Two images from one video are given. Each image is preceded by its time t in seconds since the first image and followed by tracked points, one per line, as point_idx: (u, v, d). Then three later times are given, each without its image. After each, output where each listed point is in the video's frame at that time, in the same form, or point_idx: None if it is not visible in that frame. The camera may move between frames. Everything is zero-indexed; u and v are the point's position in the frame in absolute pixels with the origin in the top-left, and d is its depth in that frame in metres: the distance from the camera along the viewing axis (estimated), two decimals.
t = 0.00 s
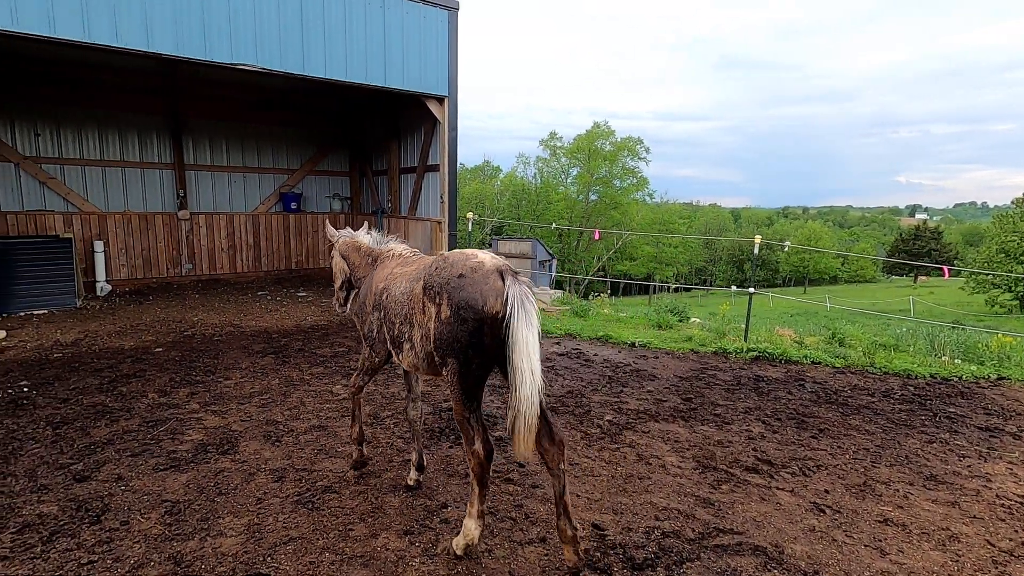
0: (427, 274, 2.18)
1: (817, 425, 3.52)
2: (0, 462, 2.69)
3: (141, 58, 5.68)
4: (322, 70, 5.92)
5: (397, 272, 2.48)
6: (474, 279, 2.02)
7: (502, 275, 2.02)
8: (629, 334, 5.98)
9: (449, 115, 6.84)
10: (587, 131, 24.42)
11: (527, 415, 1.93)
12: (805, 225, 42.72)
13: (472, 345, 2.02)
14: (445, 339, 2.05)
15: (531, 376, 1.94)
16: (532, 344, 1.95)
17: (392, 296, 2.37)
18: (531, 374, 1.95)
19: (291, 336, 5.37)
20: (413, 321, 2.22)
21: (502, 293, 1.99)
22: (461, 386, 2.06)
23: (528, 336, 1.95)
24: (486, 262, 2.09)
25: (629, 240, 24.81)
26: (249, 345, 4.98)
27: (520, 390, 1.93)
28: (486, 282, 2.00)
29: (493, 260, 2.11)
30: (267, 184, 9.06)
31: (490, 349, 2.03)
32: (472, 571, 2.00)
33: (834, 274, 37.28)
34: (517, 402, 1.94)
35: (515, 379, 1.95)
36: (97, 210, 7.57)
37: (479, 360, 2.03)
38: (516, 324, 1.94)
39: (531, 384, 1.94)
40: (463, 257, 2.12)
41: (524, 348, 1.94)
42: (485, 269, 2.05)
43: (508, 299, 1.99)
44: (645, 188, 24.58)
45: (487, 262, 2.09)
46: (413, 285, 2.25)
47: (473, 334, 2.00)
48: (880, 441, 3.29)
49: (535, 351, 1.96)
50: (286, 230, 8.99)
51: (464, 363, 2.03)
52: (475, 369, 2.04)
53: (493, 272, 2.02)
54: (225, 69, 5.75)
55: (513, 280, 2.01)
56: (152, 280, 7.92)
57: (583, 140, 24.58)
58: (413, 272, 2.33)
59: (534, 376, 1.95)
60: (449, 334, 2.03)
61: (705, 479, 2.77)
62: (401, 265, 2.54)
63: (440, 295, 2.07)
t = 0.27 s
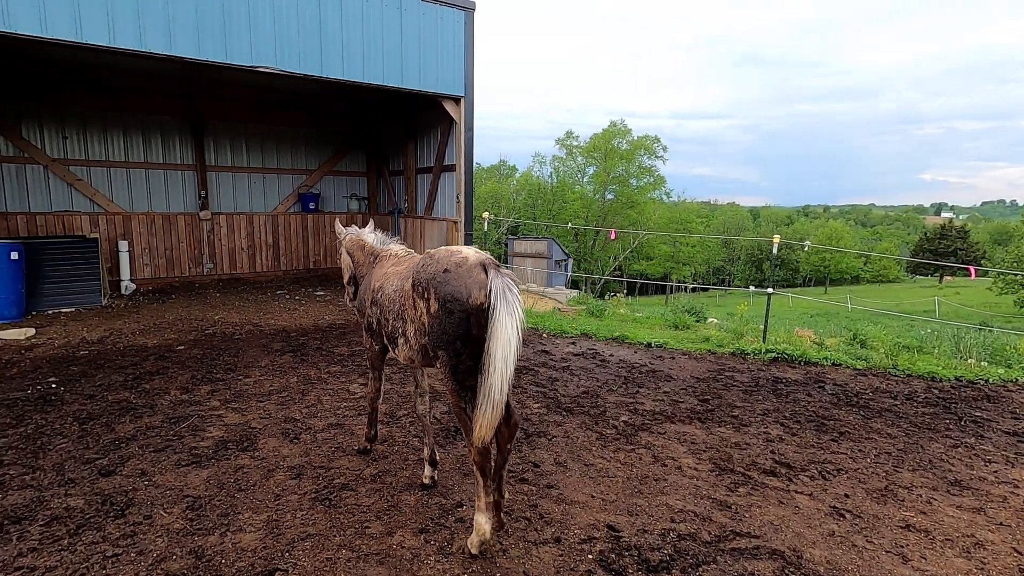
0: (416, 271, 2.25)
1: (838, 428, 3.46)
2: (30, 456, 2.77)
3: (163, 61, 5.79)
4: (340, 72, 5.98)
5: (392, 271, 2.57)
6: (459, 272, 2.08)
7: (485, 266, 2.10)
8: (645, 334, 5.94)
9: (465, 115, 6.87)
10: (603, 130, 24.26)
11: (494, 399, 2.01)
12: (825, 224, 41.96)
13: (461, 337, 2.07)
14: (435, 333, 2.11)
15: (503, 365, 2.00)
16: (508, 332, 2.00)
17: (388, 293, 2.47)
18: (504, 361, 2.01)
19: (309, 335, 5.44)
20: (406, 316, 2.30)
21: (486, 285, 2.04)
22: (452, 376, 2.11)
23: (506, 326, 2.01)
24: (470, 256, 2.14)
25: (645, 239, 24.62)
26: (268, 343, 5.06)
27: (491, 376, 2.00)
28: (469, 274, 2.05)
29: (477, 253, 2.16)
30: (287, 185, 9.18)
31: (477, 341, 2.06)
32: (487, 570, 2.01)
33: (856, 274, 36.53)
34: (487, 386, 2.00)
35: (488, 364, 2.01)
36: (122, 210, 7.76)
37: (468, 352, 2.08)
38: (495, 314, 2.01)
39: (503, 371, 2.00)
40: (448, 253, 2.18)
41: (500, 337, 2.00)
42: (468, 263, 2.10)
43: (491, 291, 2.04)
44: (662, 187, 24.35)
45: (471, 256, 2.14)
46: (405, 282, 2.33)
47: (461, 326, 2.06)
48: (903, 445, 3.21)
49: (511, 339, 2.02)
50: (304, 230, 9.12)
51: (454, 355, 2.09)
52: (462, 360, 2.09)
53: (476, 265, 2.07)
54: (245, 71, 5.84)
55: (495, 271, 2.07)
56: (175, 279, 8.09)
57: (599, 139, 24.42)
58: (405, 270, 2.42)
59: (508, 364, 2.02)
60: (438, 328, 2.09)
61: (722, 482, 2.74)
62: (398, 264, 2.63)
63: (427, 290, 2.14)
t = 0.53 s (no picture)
0: (401, 270, 2.35)
1: (847, 429, 3.42)
2: (41, 454, 2.80)
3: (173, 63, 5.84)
4: (347, 73, 6.00)
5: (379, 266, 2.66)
6: (440, 273, 2.17)
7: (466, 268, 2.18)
8: (653, 334, 5.91)
9: (471, 115, 6.88)
10: (611, 130, 24.19)
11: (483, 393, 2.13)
12: (835, 224, 41.62)
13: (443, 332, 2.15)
14: (420, 329, 2.22)
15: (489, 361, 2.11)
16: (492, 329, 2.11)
17: (375, 288, 2.56)
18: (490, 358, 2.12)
19: (317, 334, 5.46)
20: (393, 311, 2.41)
21: (466, 286, 2.13)
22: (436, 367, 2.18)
23: (489, 324, 2.10)
24: (452, 258, 2.23)
25: (653, 239, 24.54)
26: (276, 342, 5.09)
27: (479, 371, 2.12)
28: (451, 276, 2.15)
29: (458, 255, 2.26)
30: (295, 185, 9.23)
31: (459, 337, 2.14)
32: (493, 570, 2.00)
33: (867, 275, 36.19)
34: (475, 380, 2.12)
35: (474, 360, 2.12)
36: (132, 211, 7.83)
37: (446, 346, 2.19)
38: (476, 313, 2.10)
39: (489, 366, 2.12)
40: (430, 254, 2.27)
41: (483, 334, 2.10)
42: (450, 265, 2.18)
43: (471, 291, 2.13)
44: (669, 187, 24.24)
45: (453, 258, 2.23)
46: (391, 279, 2.42)
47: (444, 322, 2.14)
48: (913, 447, 3.18)
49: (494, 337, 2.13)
50: (312, 230, 9.20)
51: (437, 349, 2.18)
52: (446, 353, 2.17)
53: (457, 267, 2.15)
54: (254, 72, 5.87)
55: (477, 274, 2.17)
56: (184, 279, 8.16)
57: (607, 139, 24.35)
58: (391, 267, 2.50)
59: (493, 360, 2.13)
60: (422, 325, 2.19)
61: (729, 483, 2.72)
62: (384, 259, 2.74)
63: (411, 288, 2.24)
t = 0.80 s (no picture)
0: (396, 267, 2.47)
1: (862, 431, 3.38)
2: (59, 450, 2.84)
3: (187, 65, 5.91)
4: (359, 74, 6.04)
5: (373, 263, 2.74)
6: (434, 269, 2.30)
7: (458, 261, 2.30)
8: (664, 335, 5.88)
9: (482, 116, 6.88)
10: (621, 130, 24.11)
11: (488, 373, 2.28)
12: (847, 225, 41.21)
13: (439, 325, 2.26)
14: (417, 323, 2.32)
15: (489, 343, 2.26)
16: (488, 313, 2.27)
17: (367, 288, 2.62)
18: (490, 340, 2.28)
19: (328, 333, 5.49)
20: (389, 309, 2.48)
21: (459, 278, 2.27)
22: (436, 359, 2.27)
23: (484, 310, 2.26)
24: (443, 254, 2.36)
25: (662, 240, 24.44)
26: (289, 341, 5.13)
27: (481, 354, 2.26)
28: (445, 270, 2.28)
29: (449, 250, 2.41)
30: (306, 186, 9.30)
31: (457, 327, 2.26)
32: (506, 569, 2.00)
33: (879, 276, 35.80)
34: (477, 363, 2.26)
35: (475, 345, 2.27)
36: (147, 211, 7.92)
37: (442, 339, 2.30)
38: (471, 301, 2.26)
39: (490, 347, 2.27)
40: (423, 253, 2.40)
41: (480, 320, 2.25)
42: (443, 260, 2.32)
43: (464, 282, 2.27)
44: (679, 187, 24.13)
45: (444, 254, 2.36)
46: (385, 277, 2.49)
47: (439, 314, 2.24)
48: (930, 449, 3.13)
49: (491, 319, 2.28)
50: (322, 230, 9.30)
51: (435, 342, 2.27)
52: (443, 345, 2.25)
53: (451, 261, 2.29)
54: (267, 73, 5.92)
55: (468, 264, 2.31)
56: (197, 279, 8.25)
57: (616, 140, 24.26)
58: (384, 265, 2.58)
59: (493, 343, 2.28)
60: (419, 319, 2.30)
61: (742, 484, 2.70)
62: (380, 257, 2.88)
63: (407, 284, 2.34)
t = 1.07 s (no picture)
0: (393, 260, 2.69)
1: (877, 435, 3.34)
2: (78, 447, 2.89)
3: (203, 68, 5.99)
4: (372, 76, 6.09)
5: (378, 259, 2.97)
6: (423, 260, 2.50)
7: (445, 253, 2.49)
8: (675, 337, 5.86)
9: (494, 117, 6.90)
10: (632, 131, 24.00)
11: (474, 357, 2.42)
12: (862, 226, 40.69)
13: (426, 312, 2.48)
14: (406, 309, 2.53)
15: (471, 332, 2.40)
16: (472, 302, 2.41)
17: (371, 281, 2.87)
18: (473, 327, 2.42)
19: (341, 334, 5.54)
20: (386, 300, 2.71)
21: (445, 269, 2.45)
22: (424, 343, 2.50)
23: (467, 300, 2.41)
24: (435, 247, 2.55)
25: (674, 241, 24.30)
26: (301, 341, 5.17)
27: (464, 341, 2.41)
28: (433, 261, 2.48)
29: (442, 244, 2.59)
30: (319, 187, 9.38)
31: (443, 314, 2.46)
32: (517, 569, 2.01)
33: (895, 278, 35.30)
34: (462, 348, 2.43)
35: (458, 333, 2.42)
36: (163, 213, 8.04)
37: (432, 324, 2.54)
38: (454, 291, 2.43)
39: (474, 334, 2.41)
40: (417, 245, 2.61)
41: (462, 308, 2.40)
42: (433, 252, 2.51)
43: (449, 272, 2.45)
44: (691, 188, 23.97)
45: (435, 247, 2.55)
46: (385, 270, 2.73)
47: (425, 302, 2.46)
48: (947, 454, 3.09)
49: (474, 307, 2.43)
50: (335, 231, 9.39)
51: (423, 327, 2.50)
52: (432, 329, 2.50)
53: (438, 253, 2.47)
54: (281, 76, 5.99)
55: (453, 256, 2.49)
56: (212, 279, 8.37)
57: (628, 140, 24.14)
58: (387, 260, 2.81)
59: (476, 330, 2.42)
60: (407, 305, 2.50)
61: (755, 487, 2.68)
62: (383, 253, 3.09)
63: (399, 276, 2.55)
